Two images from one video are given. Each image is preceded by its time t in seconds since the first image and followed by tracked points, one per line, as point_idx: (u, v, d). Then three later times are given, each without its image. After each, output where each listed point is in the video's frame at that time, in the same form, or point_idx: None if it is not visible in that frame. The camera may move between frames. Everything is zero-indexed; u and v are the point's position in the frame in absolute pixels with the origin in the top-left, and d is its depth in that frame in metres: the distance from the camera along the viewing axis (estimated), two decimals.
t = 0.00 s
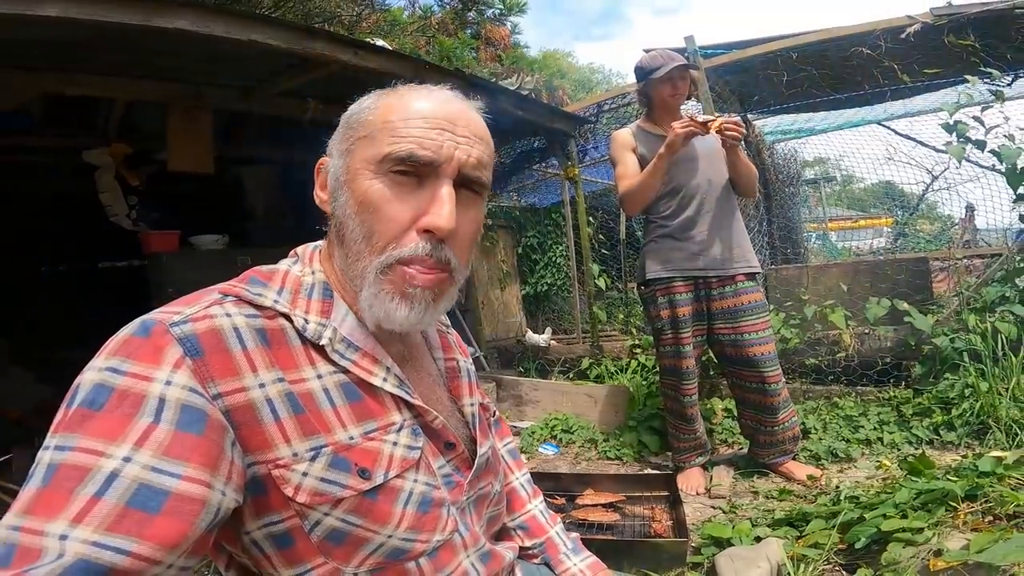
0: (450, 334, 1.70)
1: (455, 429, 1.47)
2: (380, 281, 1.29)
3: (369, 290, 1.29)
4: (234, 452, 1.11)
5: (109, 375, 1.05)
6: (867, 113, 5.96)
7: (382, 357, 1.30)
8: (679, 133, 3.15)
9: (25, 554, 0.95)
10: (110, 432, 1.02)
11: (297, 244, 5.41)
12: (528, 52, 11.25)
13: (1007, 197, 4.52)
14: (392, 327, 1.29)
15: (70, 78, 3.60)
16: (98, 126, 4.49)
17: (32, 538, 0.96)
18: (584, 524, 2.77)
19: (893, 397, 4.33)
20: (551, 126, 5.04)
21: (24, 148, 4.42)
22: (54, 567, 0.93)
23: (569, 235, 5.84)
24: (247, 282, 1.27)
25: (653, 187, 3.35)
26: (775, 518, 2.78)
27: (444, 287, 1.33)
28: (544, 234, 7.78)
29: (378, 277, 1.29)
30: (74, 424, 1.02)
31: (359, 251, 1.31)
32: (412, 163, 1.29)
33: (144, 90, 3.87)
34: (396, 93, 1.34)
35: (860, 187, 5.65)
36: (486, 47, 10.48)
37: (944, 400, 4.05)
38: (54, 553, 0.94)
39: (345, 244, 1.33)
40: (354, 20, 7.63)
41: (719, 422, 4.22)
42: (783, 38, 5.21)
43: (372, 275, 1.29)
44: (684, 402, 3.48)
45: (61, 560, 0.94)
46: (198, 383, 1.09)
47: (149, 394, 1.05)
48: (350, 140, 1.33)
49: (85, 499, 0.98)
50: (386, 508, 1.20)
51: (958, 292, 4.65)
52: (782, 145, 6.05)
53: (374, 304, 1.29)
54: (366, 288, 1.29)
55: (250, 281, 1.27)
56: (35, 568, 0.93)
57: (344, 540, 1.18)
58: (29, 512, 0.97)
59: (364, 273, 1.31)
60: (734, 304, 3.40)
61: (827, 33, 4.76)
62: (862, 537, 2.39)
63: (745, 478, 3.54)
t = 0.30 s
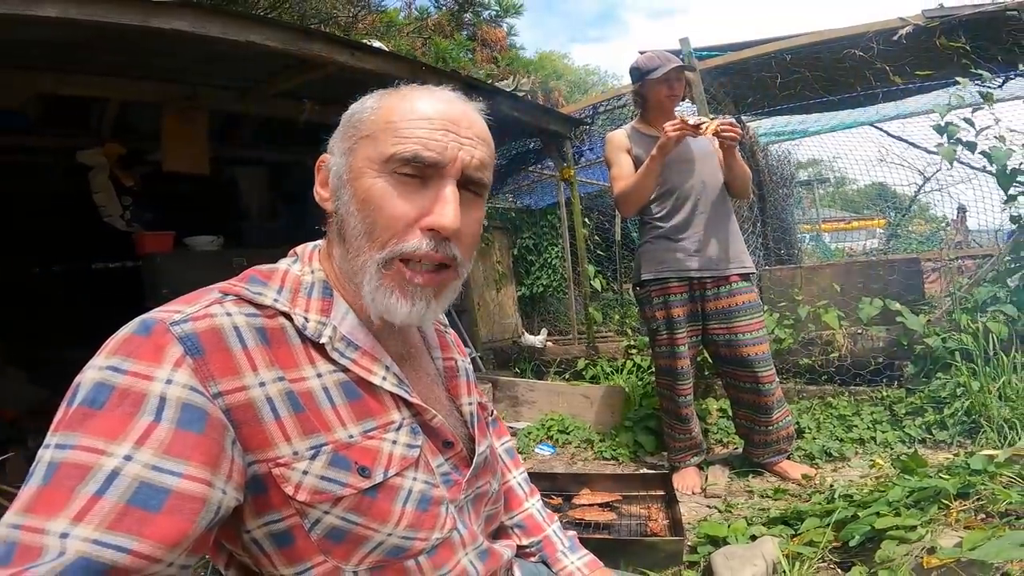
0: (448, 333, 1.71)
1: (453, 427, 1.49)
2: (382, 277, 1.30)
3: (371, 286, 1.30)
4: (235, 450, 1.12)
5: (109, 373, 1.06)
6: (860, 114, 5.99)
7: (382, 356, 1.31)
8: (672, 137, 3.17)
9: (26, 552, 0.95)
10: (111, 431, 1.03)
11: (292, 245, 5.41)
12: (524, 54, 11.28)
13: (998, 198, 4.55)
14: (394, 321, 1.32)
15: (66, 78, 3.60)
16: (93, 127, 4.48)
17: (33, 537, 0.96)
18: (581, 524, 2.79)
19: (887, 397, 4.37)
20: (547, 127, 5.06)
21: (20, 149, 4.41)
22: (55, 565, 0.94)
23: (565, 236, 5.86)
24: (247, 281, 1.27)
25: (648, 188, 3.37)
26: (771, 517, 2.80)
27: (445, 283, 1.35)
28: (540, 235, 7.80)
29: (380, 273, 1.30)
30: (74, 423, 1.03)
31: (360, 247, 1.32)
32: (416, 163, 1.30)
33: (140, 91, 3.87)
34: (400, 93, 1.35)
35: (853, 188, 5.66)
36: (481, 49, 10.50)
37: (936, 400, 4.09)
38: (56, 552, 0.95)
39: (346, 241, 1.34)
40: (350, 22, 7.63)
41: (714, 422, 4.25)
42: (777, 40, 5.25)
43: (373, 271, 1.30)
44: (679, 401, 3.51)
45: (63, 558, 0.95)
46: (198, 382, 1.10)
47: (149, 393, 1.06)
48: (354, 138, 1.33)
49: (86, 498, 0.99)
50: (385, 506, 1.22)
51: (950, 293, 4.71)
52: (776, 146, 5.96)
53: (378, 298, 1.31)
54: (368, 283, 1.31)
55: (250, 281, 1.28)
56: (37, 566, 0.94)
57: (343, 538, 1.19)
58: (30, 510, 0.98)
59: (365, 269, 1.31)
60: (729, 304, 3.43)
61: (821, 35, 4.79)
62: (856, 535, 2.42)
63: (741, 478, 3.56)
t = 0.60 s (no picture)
0: (446, 330, 1.70)
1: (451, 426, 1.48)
2: (443, 295, 1.35)
3: (431, 302, 1.35)
4: (232, 451, 1.12)
5: (104, 374, 1.06)
6: (857, 110, 5.97)
7: (379, 355, 1.30)
8: (672, 133, 3.15)
9: (21, 553, 0.96)
10: (106, 431, 1.03)
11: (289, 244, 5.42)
12: (522, 51, 11.29)
13: (994, 194, 4.58)
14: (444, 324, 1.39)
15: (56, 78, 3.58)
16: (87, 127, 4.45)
17: (29, 538, 0.97)
18: (580, 520, 2.80)
19: (883, 392, 4.39)
20: (544, 124, 5.06)
21: (14, 149, 4.39)
22: (51, 567, 0.95)
23: (562, 232, 5.86)
24: (242, 280, 1.27)
25: (645, 183, 3.37)
26: (769, 513, 2.82)
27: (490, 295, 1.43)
28: (538, 232, 7.82)
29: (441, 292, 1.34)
30: (69, 423, 1.03)
31: (419, 265, 1.31)
32: (476, 187, 1.30)
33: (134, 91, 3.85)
34: (445, 106, 1.31)
35: (849, 184, 5.59)
36: (478, 46, 10.52)
37: (933, 395, 4.12)
38: (51, 552, 0.96)
39: (397, 256, 1.31)
40: (346, 19, 7.62)
41: (712, 418, 4.27)
42: (773, 36, 5.25)
43: (435, 290, 1.34)
44: (677, 397, 3.53)
45: (58, 559, 0.96)
46: (194, 382, 1.10)
47: (144, 394, 1.06)
48: (402, 152, 1.28)
49: (82, 499, 0.99)
50: (383, 505, 1.22)
51: (946, 288, 4.71)
52: (773, 142, 6.10)
53: (431, 310, 1.36)
54: (427, 300, 1.35)
55: (246, 279, 1.27)
56: (33, 567, 0.95)
57: (341, 537, 1.19)
58: (26, 511, 0.99)
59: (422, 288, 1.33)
60: (726, 300, 3.43)
61: (817, 32, 4.79)
62: (854, 531, 2.43)
63: (739, 474, 3.57)
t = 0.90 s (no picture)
0: (440, 324, 1.68)
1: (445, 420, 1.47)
2: (434, 282, 1.33)
3: (422, 290, 1.33)
4: (221, 447, 1.11)
5: (90, 371, 1.06)
6: (856, 102, 5.94)
7: (371, 349, 1.29)
8: (679, 126, 3.12)
9: (11, 552, 0.96)
10: (92, 428, 1.03)
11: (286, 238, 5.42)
12: (519, 43, 11.25)
13: (993, 186, 4.54)
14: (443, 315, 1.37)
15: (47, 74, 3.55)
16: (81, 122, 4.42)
17: (17, 536, 0.97)
18: (579, 515, 2.81)
19: (882, 384, 4.39)
20: (542, 117, 5.04)
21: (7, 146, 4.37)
22: (39, 566, 0.95)
23: (560, 225, 5.84)
24: (231, 274, 1.25)
25: (643, 176, 3.35)
26: (769, 507, 2.83)
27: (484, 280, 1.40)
28: (536, 225, 7.82)
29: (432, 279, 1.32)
30: (56, 421, 1.03)
31: (407, 252, 1.30)
32: (462, 171, 1.29)
33: (127, 86, 3.82)
34: (427, 92, 1.30)
35: (849, 176, 5.63)
36: (475, 38, 10.49)
37: (932, 387, 4.12)
38: (40, 551, 0.96)
39: (384, 245, 1.29)
40: (341, 12, 7.59)
41: (712, 411, 4.27)
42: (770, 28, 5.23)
43: (426, 277, 1.32)
44: (677, 390, 3.53)
45: (47, 558, 0.95)
46: (181, 378, 1.09)
47: (131, 390, 1.05)
48: (387, 139, 1.27)
49: (69, 496, 0.99)
50: (376, 501, 1.21)
51: (945, 280, 4.81)
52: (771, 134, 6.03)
53: (427, 300, 1.34)
54: (419, 288, 1.33)
55: (235, 273, 1.26)
56: (22, 566, 0.95)
57: (334, 534, 1.19)
58: (13, 509, 0.98)
59: (412, 275, 1.32)
60: (725, 291, 3.42)
61: (815, 24, 4.78)
62: (853, 525, 2.42)
63: (738, 467, 3.57)
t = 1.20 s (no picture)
0: (442, 319, 1.69)
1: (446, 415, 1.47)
2: (415, 274, 1.32)
3: (401, 283, 1.32)
4: (222, 440, 1.11)
5: (92, 364, 1.06)
6: (856, 98, 5.82)
7: (372, 342, 1.29)
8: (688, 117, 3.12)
9: (12, 545, 0.96)
10: (95, 421, 1.03)
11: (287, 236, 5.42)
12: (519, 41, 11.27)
13: (995, 181, 4.56)
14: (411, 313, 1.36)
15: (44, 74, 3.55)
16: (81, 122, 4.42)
17: (20, 530, 0.96)
18: (580, 510, 2.81)
19: (884, 379, 4.40)
20: (542, 113, 5.03)
21: (8, 146, 4.36)
22: (42, 559, 0.95)
23: (561, 221, 5.83)
24: (232, 268, 1.25)
25: (647, 170, 3.33)
26: (771, 502, 2.83)
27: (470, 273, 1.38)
28: (537, 222, 7.83)
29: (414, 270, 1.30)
30: (58, 414, 1.03)
31: (392, 243, 1.29)
32: (452, 162, 1.28)
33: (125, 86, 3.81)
34: (421, 85, 1.30)
35: (852, 172, 5.56)
36: (474, 36, 10.51)
37: (935, 382, 4.12)
38: (42, 544, 0.96)
39: (373, 234, 1.29)
40: (341, 11, 7.60)
41: (714, 407, 4.27)
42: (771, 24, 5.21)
43: (408, 268, 1.31)
44: (679, 385, 3.52)
45: (50, 551, 0.95)
46: (183, 371, 1.09)
47: (133, 382, 1.05)
48: (378, 130, 1.27)
49: (72, 489, 0.99)
50: (377, 495, 1.21)
51: (948, 276, 4.67)
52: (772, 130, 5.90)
53: (402, 293, 1.33)
54: (399, 279, 1.31)
55: (236, 268, 1.26)
56: (24, 560, 0.94)
57: (335, 527, 1.19)
58: (16, 503, 0.98)
59: (398, 265, 1.30)
60: (725, 285, 3.43)
61: (813, 19, 4.79)
62: (855, 520, 2.42)
63: (740, 462, 3.57)
